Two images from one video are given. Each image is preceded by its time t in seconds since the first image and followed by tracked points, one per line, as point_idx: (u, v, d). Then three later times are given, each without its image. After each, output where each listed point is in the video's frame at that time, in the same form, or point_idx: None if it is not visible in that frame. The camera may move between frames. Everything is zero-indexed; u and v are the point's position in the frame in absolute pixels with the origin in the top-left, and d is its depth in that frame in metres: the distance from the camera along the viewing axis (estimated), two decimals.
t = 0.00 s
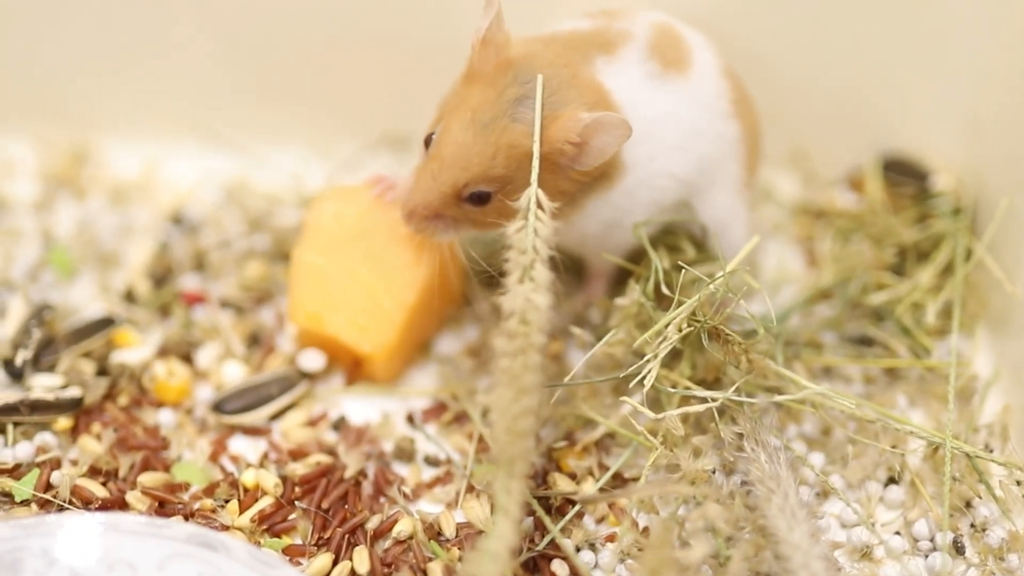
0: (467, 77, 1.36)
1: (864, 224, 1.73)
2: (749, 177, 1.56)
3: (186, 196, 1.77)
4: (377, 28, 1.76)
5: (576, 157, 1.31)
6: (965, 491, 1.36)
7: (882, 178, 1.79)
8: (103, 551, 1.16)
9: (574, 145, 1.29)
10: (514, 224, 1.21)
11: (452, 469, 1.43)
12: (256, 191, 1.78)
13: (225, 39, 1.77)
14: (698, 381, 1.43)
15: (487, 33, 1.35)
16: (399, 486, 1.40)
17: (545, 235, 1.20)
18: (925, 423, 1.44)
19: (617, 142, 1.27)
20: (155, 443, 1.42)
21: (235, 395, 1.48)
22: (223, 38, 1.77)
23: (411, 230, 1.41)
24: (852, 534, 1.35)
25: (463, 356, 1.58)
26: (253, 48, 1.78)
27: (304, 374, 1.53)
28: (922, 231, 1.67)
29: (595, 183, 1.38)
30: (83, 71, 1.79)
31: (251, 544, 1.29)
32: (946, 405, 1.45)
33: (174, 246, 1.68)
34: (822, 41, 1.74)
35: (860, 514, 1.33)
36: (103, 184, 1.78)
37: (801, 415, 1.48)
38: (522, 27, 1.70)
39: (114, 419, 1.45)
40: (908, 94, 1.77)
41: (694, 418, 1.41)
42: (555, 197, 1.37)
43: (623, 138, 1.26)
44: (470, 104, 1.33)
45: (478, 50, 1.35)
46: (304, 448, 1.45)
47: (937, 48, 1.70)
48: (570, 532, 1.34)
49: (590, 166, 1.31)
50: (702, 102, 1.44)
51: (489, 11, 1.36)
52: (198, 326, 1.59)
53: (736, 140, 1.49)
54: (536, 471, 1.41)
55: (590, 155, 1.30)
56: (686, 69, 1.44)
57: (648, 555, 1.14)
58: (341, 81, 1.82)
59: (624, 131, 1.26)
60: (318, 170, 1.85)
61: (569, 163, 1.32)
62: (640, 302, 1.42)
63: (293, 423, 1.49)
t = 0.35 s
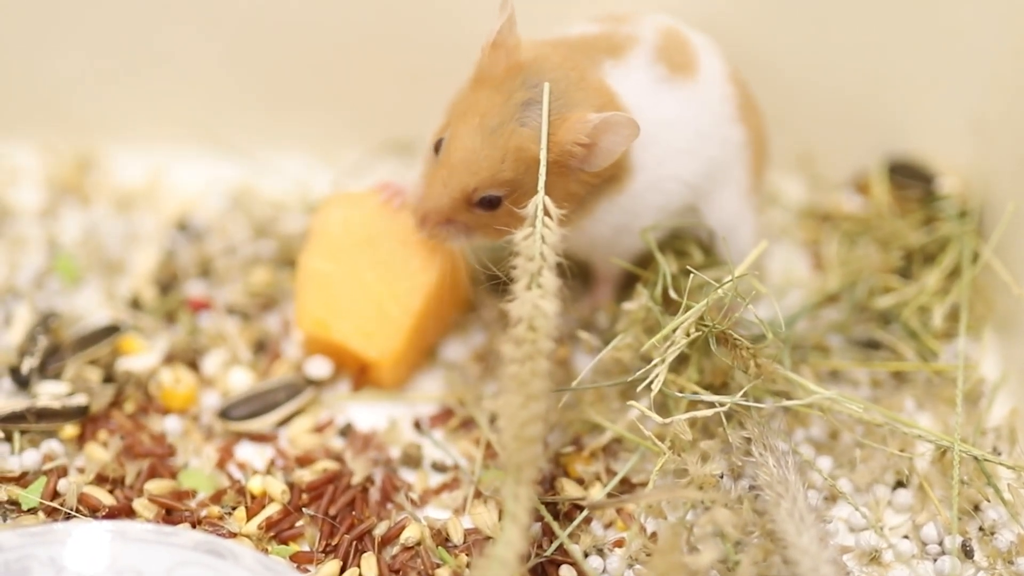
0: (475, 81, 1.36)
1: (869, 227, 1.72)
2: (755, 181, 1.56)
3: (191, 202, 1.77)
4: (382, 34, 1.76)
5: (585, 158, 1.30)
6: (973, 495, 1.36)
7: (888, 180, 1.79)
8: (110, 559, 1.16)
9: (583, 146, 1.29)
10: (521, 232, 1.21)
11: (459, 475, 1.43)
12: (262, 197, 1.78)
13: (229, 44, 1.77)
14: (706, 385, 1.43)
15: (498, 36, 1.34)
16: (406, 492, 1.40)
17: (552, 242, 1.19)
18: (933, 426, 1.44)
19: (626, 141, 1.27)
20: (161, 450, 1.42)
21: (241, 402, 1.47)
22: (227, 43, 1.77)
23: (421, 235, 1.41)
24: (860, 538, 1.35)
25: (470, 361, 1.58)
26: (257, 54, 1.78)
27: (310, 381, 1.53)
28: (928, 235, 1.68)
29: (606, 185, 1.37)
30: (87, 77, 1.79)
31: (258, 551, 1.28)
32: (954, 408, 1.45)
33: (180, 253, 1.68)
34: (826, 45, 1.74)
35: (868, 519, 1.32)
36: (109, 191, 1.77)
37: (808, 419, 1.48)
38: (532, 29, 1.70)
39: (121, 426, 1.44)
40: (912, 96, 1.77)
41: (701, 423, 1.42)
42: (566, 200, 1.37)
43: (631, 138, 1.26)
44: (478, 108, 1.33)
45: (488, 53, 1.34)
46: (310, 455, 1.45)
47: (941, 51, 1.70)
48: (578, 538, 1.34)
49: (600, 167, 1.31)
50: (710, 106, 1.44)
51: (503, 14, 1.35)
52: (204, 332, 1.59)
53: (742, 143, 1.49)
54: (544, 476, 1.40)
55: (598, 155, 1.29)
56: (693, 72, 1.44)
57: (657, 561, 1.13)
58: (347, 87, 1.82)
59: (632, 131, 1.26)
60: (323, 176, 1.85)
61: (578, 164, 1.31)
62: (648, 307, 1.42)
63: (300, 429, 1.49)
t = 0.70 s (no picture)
0: (477, 87, 1.36)
1: (871, 227, 1.73)
2: (756, 182, 1.56)
3: (192, 204, 1.77)
4: (383, 35, 1.76)
5: (595, 155, 1.30)
6: (975, 495, 1.36)
7: (889, 181, 1.79)
8: (112, 561, 1.16)
9: (593, 143, 1.29)
10: (529, 233, 1.19)
11: (461, 477, 1.43)
12: (263, 199, 1.78)
13: (229, 46, 1.77)
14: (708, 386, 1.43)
15: (493, 41, 1.34)
16: (408, 494, 1.40)
17: (559, 244, 1.18)
18: (935, 427, 1.43)
19: (635, 135, 1.27)
20: (163, 452, 1.42)
21: (242, 404, 1.48)
22: (228, 44, 1.77)
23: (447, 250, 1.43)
24: (862, 539, 1.35)
25: (472, 362, 1.59)
26: (258, 55, 1.78)
27: (313, 383, 1.53)
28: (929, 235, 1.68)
29: (615, 181, 1.37)
30: (87, 78, 1.79)
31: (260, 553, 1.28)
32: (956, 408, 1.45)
33: (181, 254, 1.68)
34: (827, 45, 1.74)
35: (869, 519, 1.31)
36: (110, 193, 1.77)
37: (810, 419, 1.48)
38: (532, 28, 1.70)
39: (122, 428, 1.45)
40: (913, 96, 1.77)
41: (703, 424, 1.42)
42: (578, 199, 1.36)
43: (640, 130, 1.26)
44: (483, 117, 1.33)
45: (485, 59, 1.34)
46: (312, 456, 1.45)
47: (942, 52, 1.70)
48: (580, 539, 1.34)
49: (610, 162, 1.31)
50: (713, 105, 1.44)
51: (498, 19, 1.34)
52: (205, 334, 1.59)
53: (744, 143, 1.49)
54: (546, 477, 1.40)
55: (609, 150, 1.29)
56: (696, 72, 1.44)
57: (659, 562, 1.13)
58: (348, 88, 1.82)
59: (641, 125, 1.26)
60: (325, 178, 1.85)
61: (589, 161, 1.31)
62: (650, 308, 1.43)
63: (301, 430, 1.49)
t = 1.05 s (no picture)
0: (474, 106, 1.35)
1: (870, 225, 1.72)
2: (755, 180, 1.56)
3: (191, 201, 1.77)
4: (383, 31, 1.76)
5: (591, 175, 1.32)
6: (973, 493, 1.36)
7: (889, 179, 1.79)
8: (110, 557, 1.16)
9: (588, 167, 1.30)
10: (533, 234, 1.21)
11: (458, 473, 1.43)
12: (262, 196, 1.78)
13: (230, 42, 1.77)
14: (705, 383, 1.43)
15: (493, 63, 1.34)
16: (406, 490, 1.40)
17: (564, 246, 1.20)
18: (933, 424, 1.43)
19: (631, 155, 1.28)
20: (161, 448, 1.41)
21: (241, 401, 1.47)
22: (228, 41, 1.77)
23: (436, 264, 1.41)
24: (860, 536, 1.34)
25: (472, 359, 1.59)
26: (257, 52, 1.78)
27: (311, 380, 1.53)
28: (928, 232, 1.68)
29: (608, 198, 1.38)
30: (86, 75, 1.79)
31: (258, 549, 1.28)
32: (954, 405, 1.45)
33: (179, 251, 1.68)
34: (826, 43, 1.74)
35: (868, 518, 1.31)
36: (108, 189, 1.77)
37: (808, 417, 1.48)
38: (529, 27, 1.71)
39: (120, 424, 1.44)
40: (913, 95, 1.77)
41: (701, 421, 1.42)
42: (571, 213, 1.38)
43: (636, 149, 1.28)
44: (480, 138, 1.32)
45: (484, 80, 1.34)
46: (310, 453, 1.45)
47: (942, 49, 1.70)
48: (578, 536, 1.33)
49: (604, 182, 1.33)
50: (705, 106, 1.44)
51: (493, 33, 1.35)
52: (203, 330, 1.59)
53: (740, 141, 1.49)
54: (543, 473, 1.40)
55: (604, 169, 1.31)
56: (687, 74, 1.45)
57: (656, 559, 1.13)
58: (348, 85, 1.82)
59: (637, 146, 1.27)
60: (324, 175, 1.85)
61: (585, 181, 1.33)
62: (648, 305, 1.43)
63: (299, 427, 1.49)
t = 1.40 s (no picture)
0: (464, 78, 1.36)
1: (869, 222, 1.72)
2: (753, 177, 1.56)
3: (189, 196, 1.76)
4: (383, 28, 1.76)
5: (566, 162, 1.31)
6: (971, 490, 1.36)
7: (888, 176, 1.79)
8: (108, 551, 1.15)
9: (566, 153, 1.29)
10: (525, 228, 1.20)
11: (457, 469, 1.43)
12: (260, 190, 1.78)
13: (230, 38, 1.77)
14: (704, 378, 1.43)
15: (487, 35, 1.34)
16: (404, 486, 1.39)
17: (553, 239, 1.18)
18: (931, 421, 1.43)
19: (608, 146, 1.27)
20: (159, 442, 1.41)
21: (239, 395, 1.47)
22: (228, 37, 1.77)
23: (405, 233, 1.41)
24: (858, 533, 1.34)
25: (470, 354, 1.59)
26: (257, 48, 1.78)
27: (308, 376, 1.53)
28: (927, 229, 1.68)
29: (588, 188, 1.37)
30: (86, 71, 1.79)
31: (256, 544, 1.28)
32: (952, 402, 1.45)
33: (178, 246, 1.68)
34: (825, 41, 1.74)
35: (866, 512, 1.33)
36: (107, 184, 1.77)
37: (807, 414, 1.48)
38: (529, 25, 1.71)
39: (118, 418, 1.44)
40: (913, 93, 1.77)
41: (699, 417, 1.42)
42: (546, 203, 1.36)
43: (615, 142, 1.27)
44: (465, 106, 1.33)
45: (476, 52, 1.35)
46: (308, 448, 1.44)
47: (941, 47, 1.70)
48: (576, 531, 1.33)
49: (582, 172, 1.32)
50: (691, 109, 1.43)
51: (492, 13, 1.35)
52: (201, 325, 1.59)
53: (729, 145, 1.48)
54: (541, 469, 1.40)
55: (581, 159, 1.30)
56: (678, 75, 1.44)
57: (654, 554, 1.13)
58: (347, 81, 1.82)
59: (615, 137, 1.26)
60: (322, 170, 1.84)
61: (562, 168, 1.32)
62: (649, 298, 1.42)
63: (297, 422, 1.49)
